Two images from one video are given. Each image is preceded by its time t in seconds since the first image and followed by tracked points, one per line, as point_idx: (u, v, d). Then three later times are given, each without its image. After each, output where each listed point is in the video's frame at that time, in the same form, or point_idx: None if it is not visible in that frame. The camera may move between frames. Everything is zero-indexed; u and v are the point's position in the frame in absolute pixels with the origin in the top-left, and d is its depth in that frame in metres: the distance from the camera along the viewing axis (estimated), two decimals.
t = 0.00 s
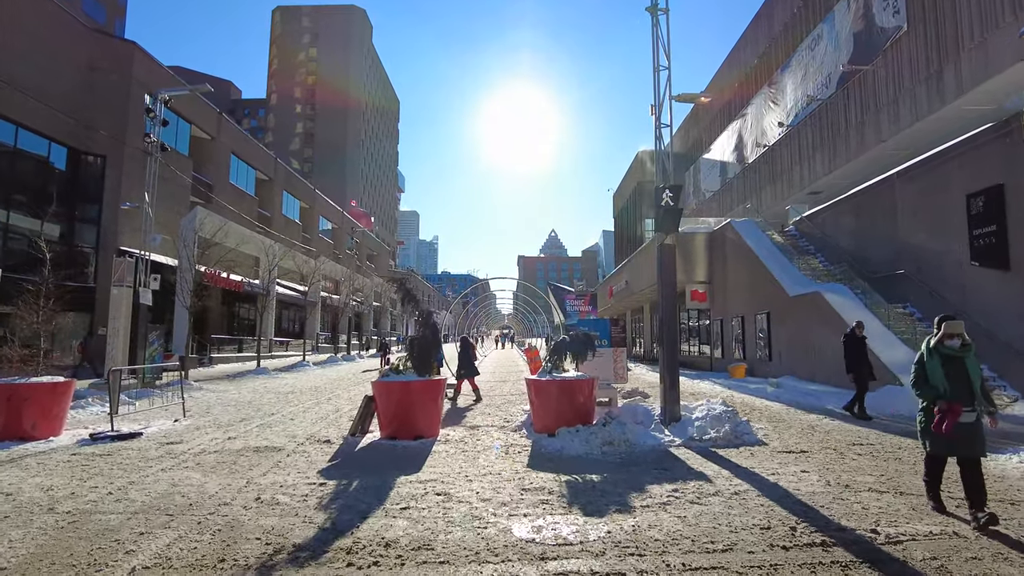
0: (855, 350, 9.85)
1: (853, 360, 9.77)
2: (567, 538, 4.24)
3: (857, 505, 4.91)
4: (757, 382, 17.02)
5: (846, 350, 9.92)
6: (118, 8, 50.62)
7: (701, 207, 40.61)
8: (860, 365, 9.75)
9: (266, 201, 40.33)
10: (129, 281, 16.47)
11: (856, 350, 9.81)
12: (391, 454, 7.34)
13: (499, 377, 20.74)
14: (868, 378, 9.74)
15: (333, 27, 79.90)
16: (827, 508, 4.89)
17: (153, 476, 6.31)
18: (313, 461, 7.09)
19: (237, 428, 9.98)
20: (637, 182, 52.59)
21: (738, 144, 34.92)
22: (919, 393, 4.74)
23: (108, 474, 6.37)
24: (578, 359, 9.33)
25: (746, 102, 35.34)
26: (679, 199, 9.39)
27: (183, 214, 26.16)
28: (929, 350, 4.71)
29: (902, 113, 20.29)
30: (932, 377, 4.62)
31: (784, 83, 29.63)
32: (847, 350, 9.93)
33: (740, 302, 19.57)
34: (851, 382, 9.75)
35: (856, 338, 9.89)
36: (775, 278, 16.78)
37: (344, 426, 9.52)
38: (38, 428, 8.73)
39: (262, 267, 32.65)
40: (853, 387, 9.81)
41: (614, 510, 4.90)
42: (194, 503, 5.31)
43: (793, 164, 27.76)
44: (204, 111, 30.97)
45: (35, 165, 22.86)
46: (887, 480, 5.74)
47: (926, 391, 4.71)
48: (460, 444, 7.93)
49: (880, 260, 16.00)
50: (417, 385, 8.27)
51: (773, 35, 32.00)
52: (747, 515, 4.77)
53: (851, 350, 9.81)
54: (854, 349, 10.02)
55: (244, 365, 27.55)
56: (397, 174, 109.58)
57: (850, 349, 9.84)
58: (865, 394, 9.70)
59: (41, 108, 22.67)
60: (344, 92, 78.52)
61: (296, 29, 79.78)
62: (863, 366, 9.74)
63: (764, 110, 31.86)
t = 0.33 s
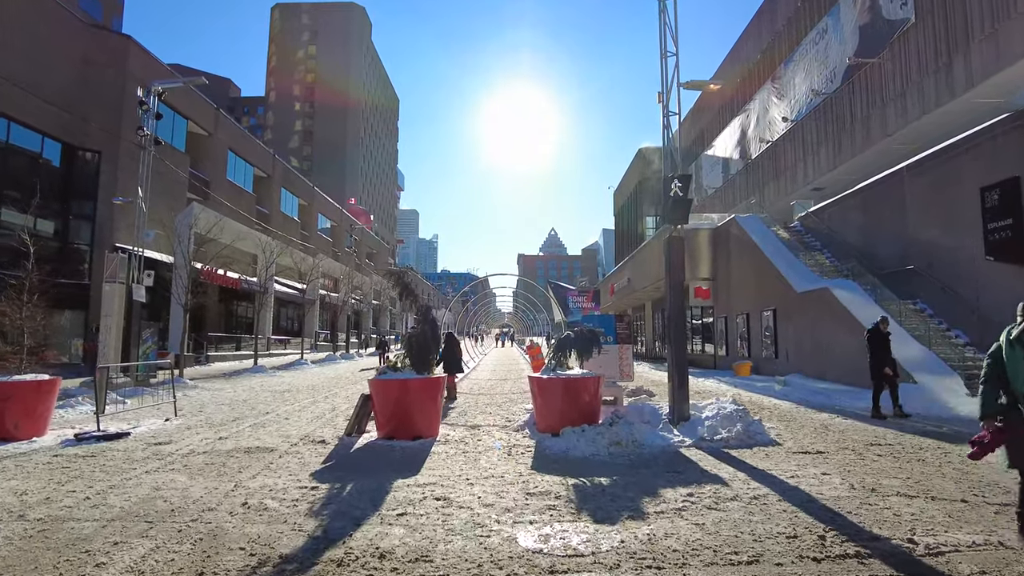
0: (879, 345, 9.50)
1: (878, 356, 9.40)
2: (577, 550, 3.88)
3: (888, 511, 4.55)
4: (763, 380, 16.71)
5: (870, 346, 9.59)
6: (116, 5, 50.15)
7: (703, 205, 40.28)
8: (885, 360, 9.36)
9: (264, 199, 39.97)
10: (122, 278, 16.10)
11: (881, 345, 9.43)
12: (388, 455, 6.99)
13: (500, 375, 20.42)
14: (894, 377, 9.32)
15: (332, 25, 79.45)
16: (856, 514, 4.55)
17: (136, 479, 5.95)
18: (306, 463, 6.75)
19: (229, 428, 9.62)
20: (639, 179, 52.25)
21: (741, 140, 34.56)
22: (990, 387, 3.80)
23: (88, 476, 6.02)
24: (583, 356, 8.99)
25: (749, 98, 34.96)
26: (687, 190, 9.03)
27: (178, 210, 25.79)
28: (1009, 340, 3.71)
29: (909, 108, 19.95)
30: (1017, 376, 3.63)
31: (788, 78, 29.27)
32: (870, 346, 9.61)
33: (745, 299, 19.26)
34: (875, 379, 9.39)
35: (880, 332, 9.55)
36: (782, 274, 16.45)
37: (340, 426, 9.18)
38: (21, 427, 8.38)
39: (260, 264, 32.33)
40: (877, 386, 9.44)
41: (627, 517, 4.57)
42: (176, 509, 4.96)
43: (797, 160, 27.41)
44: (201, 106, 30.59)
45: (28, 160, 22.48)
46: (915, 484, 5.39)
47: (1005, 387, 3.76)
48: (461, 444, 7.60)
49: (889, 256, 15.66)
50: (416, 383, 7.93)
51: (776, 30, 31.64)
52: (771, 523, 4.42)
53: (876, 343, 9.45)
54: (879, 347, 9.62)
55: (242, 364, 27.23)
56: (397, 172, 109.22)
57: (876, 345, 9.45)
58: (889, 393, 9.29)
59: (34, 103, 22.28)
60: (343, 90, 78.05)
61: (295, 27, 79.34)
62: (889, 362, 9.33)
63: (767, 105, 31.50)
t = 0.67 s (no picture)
0: (911, 348, 9.14)
1: (909, 359, 9.04)
2: None
3: (930, 530, 4.20)
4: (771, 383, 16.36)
5: (902, 348, 9.24)
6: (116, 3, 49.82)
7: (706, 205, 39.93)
8: (915, 365, 9.01)
9: (263, 198, 39.58)
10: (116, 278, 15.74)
11: (913, 349, 9.07)
12: (389, 464, 6.64)
13: (502, 377, 20.05)
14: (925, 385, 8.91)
15: (333, 24, 79.08)
16: (894, 533, 4.20)
17: (121, 491, 5.59)
18: (302, 472, 6.41)
19: (223, 433, 9.27)
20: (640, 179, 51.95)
21: (745, 140, 34.22)
22: None
23: (70, 488, 5.66)
24: (591, 359, 8.64)
25: (753, 97, 34.61)
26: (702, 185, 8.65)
27: (176, 209, 25.47)
28: None
29: (919, 106, 19.60)
30: None
31: (794, 76, 28.94)
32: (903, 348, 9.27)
33: (752, 300, 18.91)
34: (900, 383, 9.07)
35: (915, 335, 9.19)
36: (791, 275, 16.09)
37: (338, 432, 8.84)
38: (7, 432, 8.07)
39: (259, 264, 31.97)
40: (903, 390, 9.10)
41: (646, 537, 4.21)
42: (161, 525, 4.61)
43: (803, 159, 27.06)
44: (200, 105, 30.27)
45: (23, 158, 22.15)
46: (952, 498, 5.03)
47: None
48: (464, 453, 7.25)
49: (902, 256, 15.30)
50: (417, 388, 7.59)
51: (782, 27, 31.27)
52: (804, 544, 4.08)
53: (908, 346, 9.10)
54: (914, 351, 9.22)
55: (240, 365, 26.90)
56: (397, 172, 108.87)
57: (910, 349, 9.07)
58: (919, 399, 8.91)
59: (29, 100, 21.94)
60: (343, 90, 77.67)
61: (296, 26, 78.99)
62: (918, 367, 8.98)
63: (772, 104, 31.17)
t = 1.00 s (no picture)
0: (944, 345, 8.77)
1: (941, 358, 8.67)
2: None
3: (977, 543, 3.83)
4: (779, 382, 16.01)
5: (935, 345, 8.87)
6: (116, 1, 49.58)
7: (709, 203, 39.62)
8: (947, 364, 8.63)
9: (262, 196, 39.22)
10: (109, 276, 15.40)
11: (946, 347, 8.69)
12: (387, 468, 6.29)
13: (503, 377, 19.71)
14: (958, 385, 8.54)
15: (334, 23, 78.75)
16: (939, 547, 3.83)
17: (100, 497, 5.24)
18: (295, 476, 6.05)
19: (215, 434, 8.91)
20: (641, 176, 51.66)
21: (749, 137, 33.88)
22: None
23: (46, 494, 5.30)
24: (599, 358, 8.27)
25: (757, 95, 34.26)
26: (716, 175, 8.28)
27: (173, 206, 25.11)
28: None
29: (928, 100, 19.24)
30: None
31: (799, 72, 28.59)
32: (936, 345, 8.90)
33: (758, 299, 18.56)
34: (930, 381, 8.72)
35: (949, 332, 8.81)
36: (800, 272, 15.73)
37: (335, 433, 8.49)
38: None
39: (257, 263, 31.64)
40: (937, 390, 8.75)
41: (666, 549, 3.86)
42: (138, 535, 4.24)
43: (808, 156, 26.71)
44: (199, 101, 29.89)
45: (16, 154, 21.77)
46: (994, 506, 4.66)
47: None
48: (466, 455, 6.89)
49: (914, 253, 14.94)
50: (416, 387, 7.23)
51: (786, 23, 30.89)
52: (840, 558, 3.71)
53: (940, 344, 8.73)
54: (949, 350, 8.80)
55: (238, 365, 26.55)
56: (397, 172, 108.59)
57: (944, 348, 8.69)
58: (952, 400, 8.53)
59: (23, 95, 21.53)
60: (343, 90, 77.28)
61: (296, 25, 78.66)
62: (949, 366, 8.60)
63: (776, 101, 30.81)
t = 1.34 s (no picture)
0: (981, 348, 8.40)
1: (979, 361, 8.31)
2: None
3: None
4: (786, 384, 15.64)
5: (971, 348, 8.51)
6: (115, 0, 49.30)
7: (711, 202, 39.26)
8: (983, 368, 8.27)
9: (259, 195, 38.81)
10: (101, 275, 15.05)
11: (983, 350, 8.32)
12: (382, 477, 5.91)
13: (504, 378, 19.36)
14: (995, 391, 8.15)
15: (333, 22, 78.43)
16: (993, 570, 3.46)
17: (73, 511, 4.86)
18: (284, 487, 5.67)
19: (204, 440, 8.53)
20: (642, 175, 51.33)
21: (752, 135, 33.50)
22: None
23: (16, 508, 4.93)
24: (606, 360, 7.90)
25: (759, 92, 33.91)
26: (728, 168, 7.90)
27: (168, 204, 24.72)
28: None
29: (938, 95, 18.87)
30: None
31: (802, 69, 28.25)
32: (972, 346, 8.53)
33: (764, 298, 18.21)
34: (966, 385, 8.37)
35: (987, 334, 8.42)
36: (808, 271, 15.35)
37: (330, 438, 8.11)
38: None
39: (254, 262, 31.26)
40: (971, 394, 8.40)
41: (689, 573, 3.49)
42: (109, 557, 3.87)
43: (812, 154, 26.38)
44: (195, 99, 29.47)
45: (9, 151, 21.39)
46: None
47: None
48: (465, 463, 6.52)
49: (925, 251, 14.60)
50: (413, 390, 6.85)
51: (790, 20, 30.56)
52: None
53: (977, 346, 8.37)
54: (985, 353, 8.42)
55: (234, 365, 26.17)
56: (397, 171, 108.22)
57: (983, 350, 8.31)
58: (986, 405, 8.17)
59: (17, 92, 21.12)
60: (343, 89, 76.95)
61: (295, 24, 78.35)
62: (987, 372, 8.24)
63: (779, 98, 30.45)
